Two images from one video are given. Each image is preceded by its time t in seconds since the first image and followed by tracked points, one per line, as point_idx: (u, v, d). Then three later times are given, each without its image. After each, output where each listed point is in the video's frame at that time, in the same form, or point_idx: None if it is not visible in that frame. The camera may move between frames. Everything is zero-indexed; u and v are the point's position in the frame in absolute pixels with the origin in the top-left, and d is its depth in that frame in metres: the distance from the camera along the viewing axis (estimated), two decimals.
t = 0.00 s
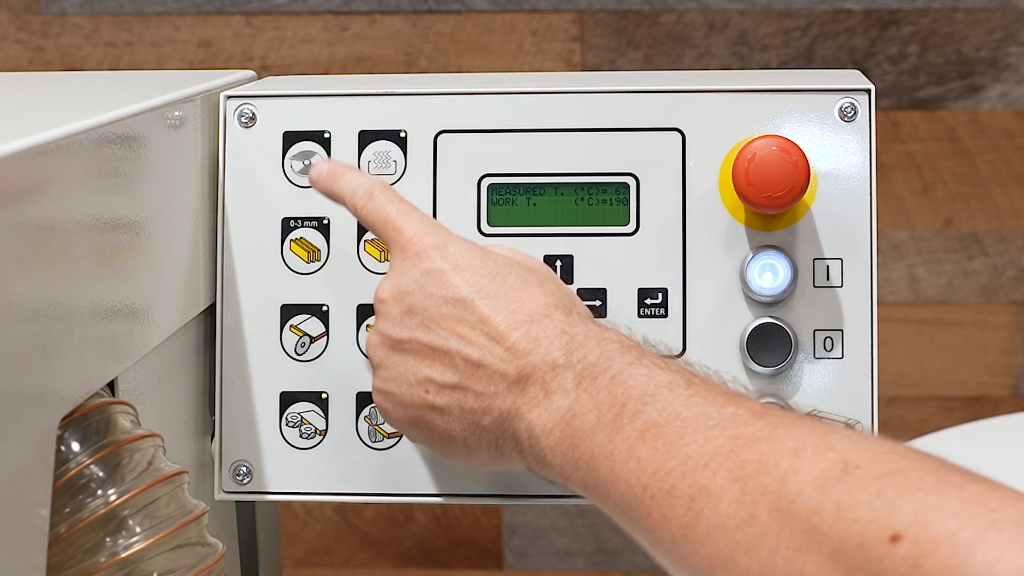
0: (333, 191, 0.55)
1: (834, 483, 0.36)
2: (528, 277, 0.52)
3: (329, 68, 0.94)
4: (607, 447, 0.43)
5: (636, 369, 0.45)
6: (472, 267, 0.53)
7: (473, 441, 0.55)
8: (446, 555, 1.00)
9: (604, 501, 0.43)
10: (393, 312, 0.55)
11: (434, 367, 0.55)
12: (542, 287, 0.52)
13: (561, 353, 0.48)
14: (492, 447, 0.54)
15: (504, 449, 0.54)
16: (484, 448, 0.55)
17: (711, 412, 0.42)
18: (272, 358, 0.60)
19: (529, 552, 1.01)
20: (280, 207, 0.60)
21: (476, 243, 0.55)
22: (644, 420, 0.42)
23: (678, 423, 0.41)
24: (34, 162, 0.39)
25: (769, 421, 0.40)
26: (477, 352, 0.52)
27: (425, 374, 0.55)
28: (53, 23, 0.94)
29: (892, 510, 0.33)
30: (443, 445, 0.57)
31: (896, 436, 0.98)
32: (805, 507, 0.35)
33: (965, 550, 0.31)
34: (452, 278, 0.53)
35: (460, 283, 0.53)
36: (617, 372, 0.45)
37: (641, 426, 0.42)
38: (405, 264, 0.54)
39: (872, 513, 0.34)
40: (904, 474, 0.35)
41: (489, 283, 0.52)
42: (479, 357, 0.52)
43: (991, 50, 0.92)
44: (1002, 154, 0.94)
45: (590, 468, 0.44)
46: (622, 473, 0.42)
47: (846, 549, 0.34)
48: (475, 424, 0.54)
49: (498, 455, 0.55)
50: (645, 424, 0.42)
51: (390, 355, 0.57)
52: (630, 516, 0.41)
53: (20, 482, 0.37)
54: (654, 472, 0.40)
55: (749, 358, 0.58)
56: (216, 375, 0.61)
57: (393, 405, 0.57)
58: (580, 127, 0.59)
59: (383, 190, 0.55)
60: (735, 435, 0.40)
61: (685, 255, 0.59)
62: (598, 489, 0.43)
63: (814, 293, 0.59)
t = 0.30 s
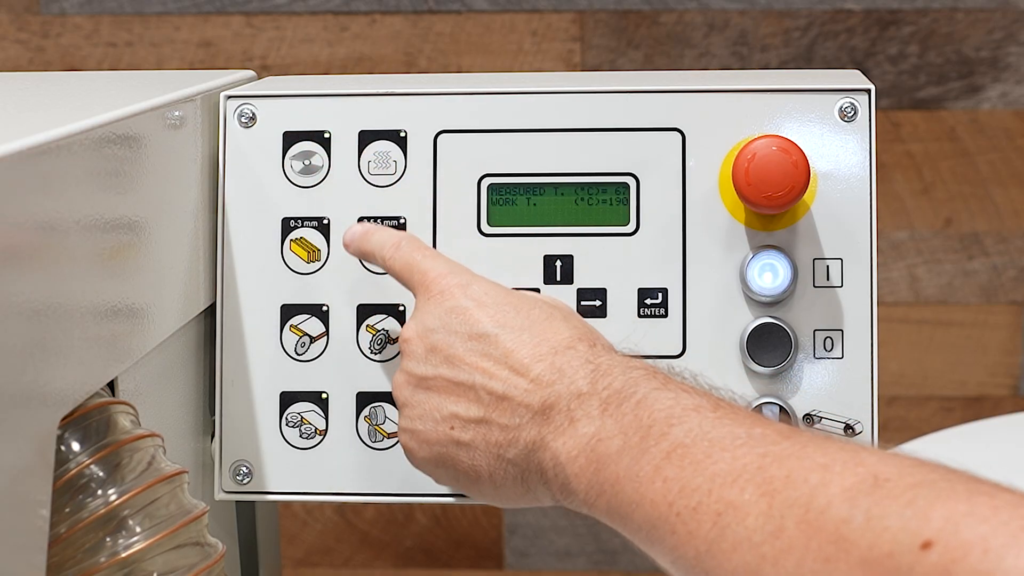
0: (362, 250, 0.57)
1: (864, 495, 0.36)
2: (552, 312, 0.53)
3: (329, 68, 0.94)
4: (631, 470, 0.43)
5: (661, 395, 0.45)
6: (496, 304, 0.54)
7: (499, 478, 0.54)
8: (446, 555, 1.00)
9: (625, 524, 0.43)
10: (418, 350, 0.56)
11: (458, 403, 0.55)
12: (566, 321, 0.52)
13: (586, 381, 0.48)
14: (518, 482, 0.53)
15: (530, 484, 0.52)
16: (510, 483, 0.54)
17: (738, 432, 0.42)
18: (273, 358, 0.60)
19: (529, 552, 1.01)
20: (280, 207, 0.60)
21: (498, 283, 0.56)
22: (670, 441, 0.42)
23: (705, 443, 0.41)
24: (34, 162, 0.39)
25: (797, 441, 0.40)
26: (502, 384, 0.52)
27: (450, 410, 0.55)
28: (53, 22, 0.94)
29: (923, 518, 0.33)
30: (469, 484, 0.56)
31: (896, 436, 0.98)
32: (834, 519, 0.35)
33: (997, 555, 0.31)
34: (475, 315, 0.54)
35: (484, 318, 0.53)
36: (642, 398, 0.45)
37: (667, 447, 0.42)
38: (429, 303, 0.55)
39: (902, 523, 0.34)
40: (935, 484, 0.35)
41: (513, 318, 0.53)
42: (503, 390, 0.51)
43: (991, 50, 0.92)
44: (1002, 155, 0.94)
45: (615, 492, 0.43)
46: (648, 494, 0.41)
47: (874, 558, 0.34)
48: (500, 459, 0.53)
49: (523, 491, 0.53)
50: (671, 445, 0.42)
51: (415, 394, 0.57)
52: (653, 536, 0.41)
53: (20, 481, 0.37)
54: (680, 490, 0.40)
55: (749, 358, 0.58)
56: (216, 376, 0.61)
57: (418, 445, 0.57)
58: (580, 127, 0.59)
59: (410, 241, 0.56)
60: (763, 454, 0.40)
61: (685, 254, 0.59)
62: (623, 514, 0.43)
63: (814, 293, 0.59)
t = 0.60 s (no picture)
0: (361, 276, 0.58)
1: (867, 497, 0.36)
2: (551, 330, 0.53)
3: (329, 68, 0.94)
4: (633, 482, 0.43)
5: (661, 407, 0.45)
6: (493, 324, 0.54)
7: (502, 498, 0.53)
8: (446, 555, 1.00)
9: (626, 535, 0.43)
10: (417, 371, 0.56)
11: (457, 423, 0.54)
12: (564, 338, 0.52)
13: (586, 398, 0.48)
14: (520, 501, 0.52)
15: (532, 502, 0.51)
16: (513, 502, 0.53)
17: (740, 441, 0.42)
18: (273, 358, 0.60)
19: (529, 552, 1.01)
20: (280, 207, 0.60)
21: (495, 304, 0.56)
22: (672, 451, 0.42)
23: (706, 452, 0.41)
24: (35, 162, 0.39)
25: (800, 448, 0.40)
26: (501, 403, 0.51)
27: (449, 431, 0.55)
28: (53, 22, 0.94)
29: (925, 519, 0.33)
30: (471, 504, 0.56)
31: (896, 436, 0.98)
32: (837, 523, 0.35)
33: (1000, 553, 0.31)
34: (474, 335, 0.54)
35: (482, 338, 0.53)
36: (642, 411, 0.45)
37: (668, 457, 0.42)
38: (427, 325, 0.55)
39: (905, 525, 0.34)
40: (937, 486, 0.35)
41: (512, 337, 0.53)
42: (503, 409, 0.51)
43: (991, 50, 0.92)
44: (1002, 155, 0.94)
45: (616, 504, 0.43)
46: (649, 504, 0.41)
47: (877, 559, 0.34)
48: (501, 477, 0.52)
49: (526, 509, 0.52)
50: (673, 455, 0.42)
51: (415, 416, 0.56)
52: (654, 545, 0.41)
53: (20, 480, 0.37)
54: (682, 499, 0.40)
55: (749, 358, 0.58)
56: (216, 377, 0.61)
57: (418, 466, 0.56)
58: (580, 127, 0.60)
59: (407, 266, 0.57)
60: (765, 461, 0.40)
61: (685, 255, 0.59)
62: (624, 526, 0.43)
63: (814, 293, 0.59)
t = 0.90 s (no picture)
0: (364, 278, 0.58)
1: (870, 497, 0.35)
2: (554, 331, 0.53)
3: (329, 68, 0.94)
4: (635, 482, 0.43)
5: (664, 408, 0.45)
6: (496, 325, 0.54)
7: (503, 499, 0.53)
8: (446, 555, 1.00)
9: (628, 534, 0.43)
10: (420, 372, 0.56)
11: (460, 424, 0.54)
12: (567, 339, 0.52)
13: (588, 399, 0.48)
14: (522, 502, 0.52)
15: (534, 503, 0.51)
16: (514, 503, 0.53)
17: (743, 441, 0.42)
18: (273, 358, 0.60)
19: (529, 552, 1.01)
20: (280, 207, 0.60)
21: (498, 305, 0.56)
22: (674, 451, 0.42)
23: (709, 452, 0.41)
24: (35, 162, 0.39)
25: (803, 449, 0.40)
26: (504, 404, 0.51)
27: (452, 431, 0.55)
28: (53, 22, 0.94)
29: (928, 518, 0.33)
30: (473, 505, 0.56)
31: (896, 436, 0.98)
32: (840, 522, 0.35)
33: (1003, 552, 0.31)
34: (477, 336, 0.54)
35: (485, 339, 0.53)
36: (644, 412, 0.45)
37: (671, 457, 0.42)
38: (431, 326, 0.55)
39: (908, 524, 0.34)
40: (940, 487, 0.35)
41: (515, 337, 0.53)
42: (505, 410, 0.51)
43: (991, 50, 0.92)
44: (1002, 155, 0.94)
45: (618, 505, 0.43)
46: (652, 503, 0.41)
47: (880, 558, 0.34)
48: (502, 478, 0.52)
49: (528, 511, 0.52)
50: (676, 455, 0.42)
51: (418, 416, 0.56)
52: (655, 545, 0.41)
53: (20, 480, 0.37)
54: (685, 498, 0.40)
55: (749, 358, 0.58)
56: (216, 376, 0.61)
57: (420, 467, 0.56)
58: (580, 127, 0.59)
59: (411, 267, 0.57)
60: (768, 461, 0.40)
61: (685, 255, 0.59)
62: (626, 526, 0.43)
63: (814, 293, 0.59)
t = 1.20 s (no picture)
0: (361, 275, 0.58)
1: (870, 497, 0.35)
2: (553, 331, 0.53)
3: (329, 68, 0.94)
4: (634, 482, 0.43)
5: (663, 408, 0.45)
6: (495, 324, 0.54)
7: (502, 498, 0.53)
8: (446, 555, 1.00)
9: (628, 534, 0.43)
10: (418, 371, 0.56)
11: (459, 423, 0.54)
12: (566, 339, 0.52)
13: (588, 399, 0.48)
14: (521, 502, 0.52)
15: (533, 503, 0.51)
16: (513, 503, 0.53)
17: (742, 441, 0.42)
18: (273, 358, 0.60)
19: (529, 552, 1.01)
20: (280, 207, 0.60)
21: (497, 304, 0.56)
22: (674, 451, 0.42)
23: (709, 452, 0.41)
24: (35, 162, 0.39)
25: (803, 449, 0.40)
26: (503, 403, 0.52)
27: (450, 431, 0.55)
28: (53, 22, 0.94)
29: (928, 519, 0.33)
30: (472, 505, 0.56)
31: (896, 436, 0.98)
32: (840, 522, 0.35)
33: (1003, 553, 0.31)
34: (476, 336, 0.54)
35: (484, 338, 0.53)
36: (643, 412, 0.45)
37: (670, 457, 0.42)
38: (429, 325, 0.55)
39: (908, 524, 0.34)
40: (940, 487, 0.35)
41: (514, 337, 0.53)
42: (504, 409, 0.51)
43: (991, 50, 0.92)
44: (1002, 155, 0.94)
45: (617, 505, 0.43)
46: (651, 504, 0.41)
47: (880, 559, 0.34)
48: (502, 478, 0.52)
49: (527, 510, 0.52)
50: (675, 455, 0.42)
51: (416, 415, 0.56)
52: (655, 545, 0.41)
53: (20, 480, 0.37)
54: (684, 499, 0.40)
55: (749, 358, 0.58)
56: (216, 376, 0.61)
57: (419, 466, 0.56)
58: (580, 127, 0.60)
59: (409, 265, 0.57)
60: (768, 461, 0.40)
61: (685, 255, 0.59)
62: (625, 526, 0.43)
63: (814, 293, 0.59)
